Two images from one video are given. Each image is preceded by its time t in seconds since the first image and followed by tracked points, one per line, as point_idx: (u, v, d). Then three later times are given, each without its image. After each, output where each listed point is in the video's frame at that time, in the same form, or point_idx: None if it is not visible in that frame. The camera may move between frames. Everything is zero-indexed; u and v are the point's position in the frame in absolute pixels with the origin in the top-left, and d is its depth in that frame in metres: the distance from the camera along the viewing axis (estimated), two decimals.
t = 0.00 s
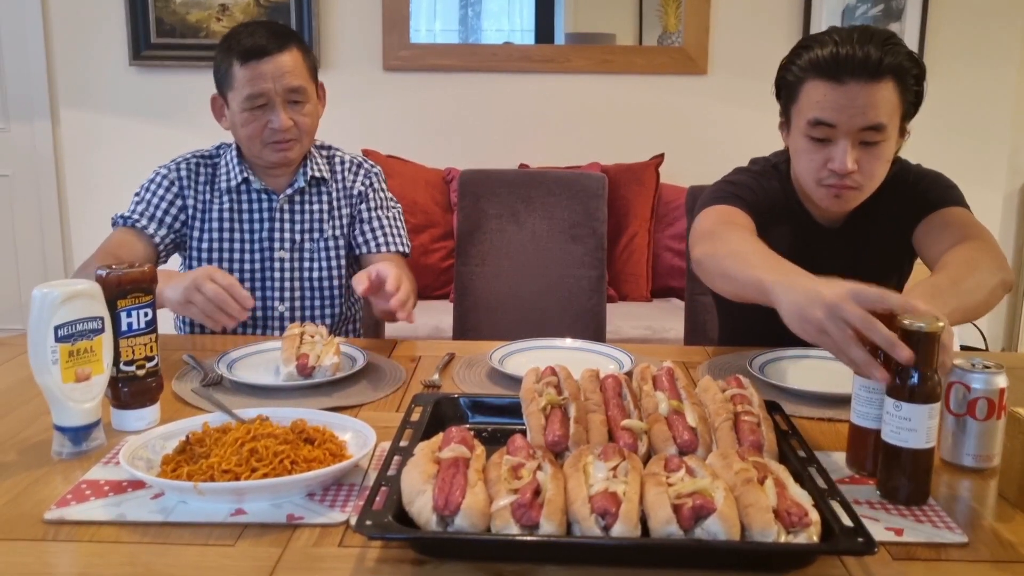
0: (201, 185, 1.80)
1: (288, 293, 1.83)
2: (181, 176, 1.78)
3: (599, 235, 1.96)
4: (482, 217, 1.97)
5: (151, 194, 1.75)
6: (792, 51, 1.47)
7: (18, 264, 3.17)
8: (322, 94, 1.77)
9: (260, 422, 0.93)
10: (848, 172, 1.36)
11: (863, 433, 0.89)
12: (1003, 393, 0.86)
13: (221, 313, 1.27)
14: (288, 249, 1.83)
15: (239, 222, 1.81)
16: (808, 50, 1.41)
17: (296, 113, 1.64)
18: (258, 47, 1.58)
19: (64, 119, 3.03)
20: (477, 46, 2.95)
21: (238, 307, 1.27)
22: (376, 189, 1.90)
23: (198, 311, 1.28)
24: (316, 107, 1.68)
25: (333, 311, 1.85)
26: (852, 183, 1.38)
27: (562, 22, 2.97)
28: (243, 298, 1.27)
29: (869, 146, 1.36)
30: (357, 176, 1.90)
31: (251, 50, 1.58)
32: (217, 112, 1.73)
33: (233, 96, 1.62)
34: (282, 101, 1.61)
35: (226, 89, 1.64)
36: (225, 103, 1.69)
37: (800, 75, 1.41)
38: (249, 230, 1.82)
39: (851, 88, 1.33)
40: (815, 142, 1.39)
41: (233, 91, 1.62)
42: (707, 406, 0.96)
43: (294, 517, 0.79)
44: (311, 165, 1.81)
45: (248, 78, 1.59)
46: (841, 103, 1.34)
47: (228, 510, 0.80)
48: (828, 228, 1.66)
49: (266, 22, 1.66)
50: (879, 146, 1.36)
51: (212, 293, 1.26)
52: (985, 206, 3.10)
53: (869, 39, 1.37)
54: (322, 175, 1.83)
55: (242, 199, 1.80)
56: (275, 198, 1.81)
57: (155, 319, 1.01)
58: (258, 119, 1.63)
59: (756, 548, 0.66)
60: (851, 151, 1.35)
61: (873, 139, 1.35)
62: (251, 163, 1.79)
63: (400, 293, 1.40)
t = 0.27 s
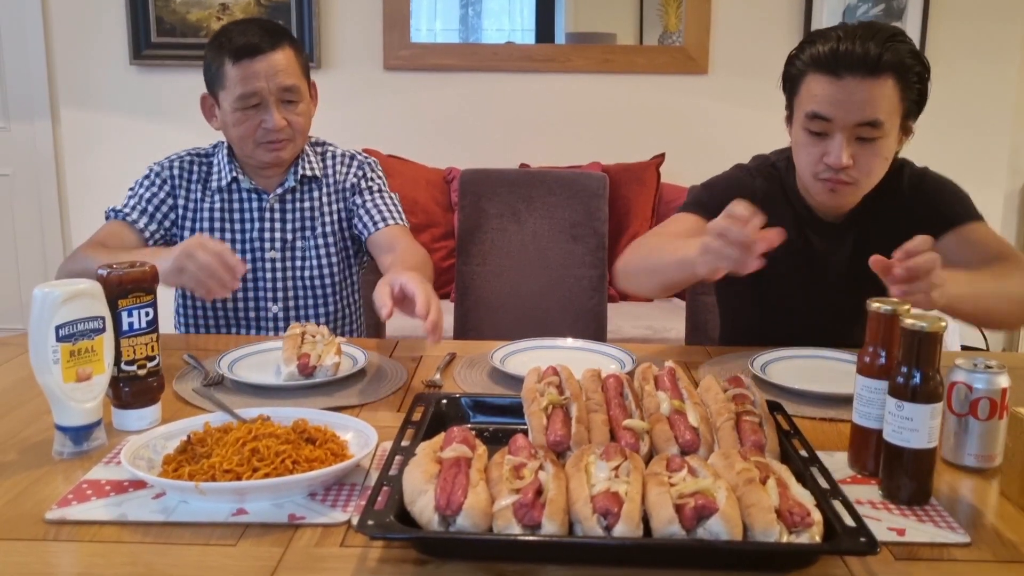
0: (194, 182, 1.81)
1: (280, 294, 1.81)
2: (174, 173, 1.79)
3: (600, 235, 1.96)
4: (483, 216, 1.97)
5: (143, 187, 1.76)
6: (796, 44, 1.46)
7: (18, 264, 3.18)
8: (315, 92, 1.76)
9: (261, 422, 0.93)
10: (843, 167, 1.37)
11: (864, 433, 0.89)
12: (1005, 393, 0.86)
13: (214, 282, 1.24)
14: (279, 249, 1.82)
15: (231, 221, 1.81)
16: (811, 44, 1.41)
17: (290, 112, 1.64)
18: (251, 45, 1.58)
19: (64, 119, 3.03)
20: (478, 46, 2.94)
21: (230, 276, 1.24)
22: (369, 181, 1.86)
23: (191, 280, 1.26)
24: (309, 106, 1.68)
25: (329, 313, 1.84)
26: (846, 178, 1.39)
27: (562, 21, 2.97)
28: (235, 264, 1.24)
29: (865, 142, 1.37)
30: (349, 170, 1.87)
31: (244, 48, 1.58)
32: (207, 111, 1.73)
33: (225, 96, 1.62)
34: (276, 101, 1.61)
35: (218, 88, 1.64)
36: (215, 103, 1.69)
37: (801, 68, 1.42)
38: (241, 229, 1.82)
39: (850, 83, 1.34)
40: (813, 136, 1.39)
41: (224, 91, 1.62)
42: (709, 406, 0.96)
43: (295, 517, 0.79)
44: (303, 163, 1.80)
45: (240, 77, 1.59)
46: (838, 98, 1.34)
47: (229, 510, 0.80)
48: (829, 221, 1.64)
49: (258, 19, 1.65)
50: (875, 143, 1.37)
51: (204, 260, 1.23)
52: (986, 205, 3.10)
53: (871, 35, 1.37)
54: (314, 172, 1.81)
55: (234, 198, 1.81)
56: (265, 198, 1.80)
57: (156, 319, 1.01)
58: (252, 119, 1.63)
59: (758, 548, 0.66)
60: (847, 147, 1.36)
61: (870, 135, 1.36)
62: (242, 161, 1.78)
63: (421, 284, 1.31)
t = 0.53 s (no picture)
0: (197, 179, 1.80)
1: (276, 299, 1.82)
2: (179, 168, 1.77)
3: (599, 237, 1.97)
4: (482, 218, 1.97)
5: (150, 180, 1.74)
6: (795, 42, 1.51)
7: (18, 263, 3.18)
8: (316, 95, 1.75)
9: (260, 422, 0.93)
10: (830, 162, 1.42)
11: (863, 436, 0.89)
12: (1003, 397, 0.86)
13: (274, 266, 1.21)
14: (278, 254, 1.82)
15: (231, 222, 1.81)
16: (805, 44, 1.46)
17: (290, 120, 1.64)
18: (251, 52, 1.56)
19: (65, 118, 3.03)
20: (478, 48, 2.95)
21: (291, 258, 1.21)
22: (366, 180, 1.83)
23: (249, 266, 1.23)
24: (310, 112, 1.68)
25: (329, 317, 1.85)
26: (833, 172, 1.43)
27: (562, 23, 2.97)
28: (296, 245, 1.20)
29: (852, 138, 1.41)
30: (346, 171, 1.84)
31: (244, 55, 1.56)
32: (203, 113, 1.73)
33: (223, 102, 1.62)
34: (276, 108, 1.61)
35: (216, 94, 1.63)
36: (212, 107, 1.68)
37: (796, 66, 1.46)
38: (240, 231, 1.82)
39: (839, 80, 1.39)
40: (804, 130, 1.44)
41: (222, 98, 1.61)
42: (708, 408, 0.96)
43: (294, 517, 0.79)
44: (301, 167, 1.80)
45: (240, 84, 1.57)
46: (826, 94, 1.39)
47: (228, 510, 0.80)
48: (831, 222, 1.63)
49: (259, 21, 1.64)
50: (862, 140, 1.42)
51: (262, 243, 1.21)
52: (984, 209, 3.10)
53: (863, 34, 1.41)
54: (312, 177, 1.80)
55: (235, 199, 1.81)
56: (264, 202, 1.81)
57: (156, 319, 1.01)
58: (252, 126, 1.63)
59: (755, 550, 0.66)
60: (834, 142, 1.41)
61: (856, 131, 1.41)
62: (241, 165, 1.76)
63: (400, 313, 1.17)
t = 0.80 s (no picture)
0: (203, 155, 1.66)
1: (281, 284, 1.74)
2: (187, 143, 1.63)
3: (596, 238, 1.98)
4: (479, 219, 1.96)
5: (157, 155, 1.59)
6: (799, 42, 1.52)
7: (13, 262, 3.17)
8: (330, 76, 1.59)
9: (255, 422, 0.93)
10: (828, 158, 1.42)
11: (858, 440, 0.89)
12: (997, 401, 0.86)
13: (315, 330, 1.01)
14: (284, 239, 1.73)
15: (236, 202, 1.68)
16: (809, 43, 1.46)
17: (303, 106, 1.48)
18: (265, 31, 1.39)
19: (62, 117, 3.03)
20: (476, 49, 2.95)
21: (336, 325, 1.00)
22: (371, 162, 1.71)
23: (290, 323, 1.04)
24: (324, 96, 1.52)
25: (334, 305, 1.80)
26: (832, 167, 1.43)
27: (560, 25, 2.98)
28: (339, 311, 0.98)
29: (850, 135, 1.42)
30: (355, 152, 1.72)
31: (256, 34, 1.39)
32: (206, 91, 1.57)
33: (229, 82, 1.45)
34: (289, 93, 1.45)
35: (223, 72, 1.46)
36: (217, 84, 1.51)
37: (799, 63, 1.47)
38: (246, 211, 1.70)
39: (839, 78, 1.39)
40: (804, 127, 1.45)
41: (229, 78, 1.45)
42: (703, 411, 0.96)
43: (289, 518, 0.79)
44: (308, 150, 1.68)
45: (248, 65, 1.41)
46: (826, 90, 1.40)
47: (222, 511, 0.80)
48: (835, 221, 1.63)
49: None
50: (860, 137, 1.42)
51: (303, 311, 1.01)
52: (980, 213, 3.11)
53: (864, 34, 1.42)
54: (320, 160, 1.69)
55: (242, 180, 1.69)
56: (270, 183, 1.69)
57: (151, 319, 1.01)
58: (261, 110, 1.47)
59: (749, 552, 0.66)
60: (832, 138, 1.42)
61: (854, 128, 1.41)
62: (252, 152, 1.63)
63: (423, 335, 1.08)
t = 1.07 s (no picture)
0: (228, 123, 1.54)
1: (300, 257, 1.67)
2: (214, 108, 1.51)
3: (595, 243, 1.96)
4: (478, 221, 1.97)
5: (181, 117, 1.46)
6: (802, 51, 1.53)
7: (10, 261, 3.16)
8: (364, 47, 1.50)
9: (253, 422, 0.93)
10: (830, 165, 1.42)
11: (856, 445, 0.89)
12: (994, 407, 0.86)
13: (338, 356, 1.01)
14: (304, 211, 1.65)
15: (257, 170, 1.59)
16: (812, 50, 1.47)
17: (336, 78, 1.39)
18: None
19: (60, 116, 3.02)
20: (475, 52, 2.95)
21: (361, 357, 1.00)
22: (398, 139, 1.63)
23: (313, 343, 1.02)
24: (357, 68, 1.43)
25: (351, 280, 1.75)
26: (834, 176, 1.43)
27: (560, 29, 2.98)
28: (369, 346, 0.98)
29: (853, 143, 1.42)
30: (382, 124, 1.64)
31: None
32: (234, 54, 1.46)
33: (261, 47, 1.36)
34: (322, 64, 1.36)
35: (254, 36, 1.36)
36: (246, 47, 1.41)
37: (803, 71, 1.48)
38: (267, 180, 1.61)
39: (843, 84, 1.40)
40: (806, 134, 1.45)
41: (261, 43, 1.35)
42: (701, 415, 0.96)
43: (286, 518, 0.79)
44: (334, 121, 1.59)
45: (282, 32, 1.32)
46: (829, 98, 1.40)
47: (220, 511, 0.80)
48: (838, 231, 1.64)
49: None
50: (862, 145, 1.42)
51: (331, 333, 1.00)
52: (978, 220, 3.12)
53: (867, 42, 1.43)
54: (346, 132, 1.60)
55: (266, 149, 1.59)
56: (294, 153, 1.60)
57: (149, 318, 1.00)
58: (291, 79, 1.39)
59: (748, 556, 0.67)
60: (834, 145, 1.42)
61: (856, 136, 1.41)
62: (280, 123, 1.53)
63: (438, 336, 1.09)
